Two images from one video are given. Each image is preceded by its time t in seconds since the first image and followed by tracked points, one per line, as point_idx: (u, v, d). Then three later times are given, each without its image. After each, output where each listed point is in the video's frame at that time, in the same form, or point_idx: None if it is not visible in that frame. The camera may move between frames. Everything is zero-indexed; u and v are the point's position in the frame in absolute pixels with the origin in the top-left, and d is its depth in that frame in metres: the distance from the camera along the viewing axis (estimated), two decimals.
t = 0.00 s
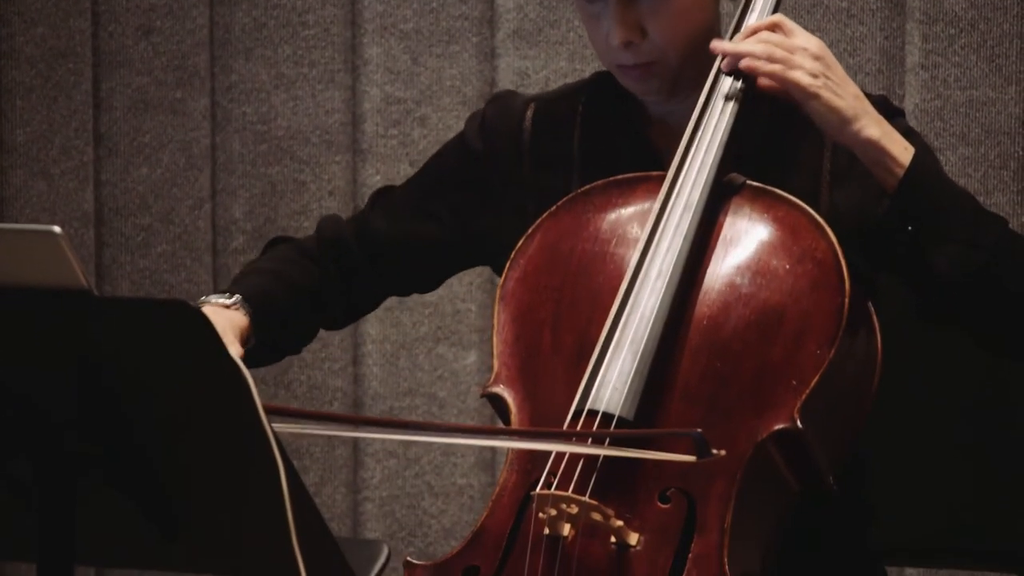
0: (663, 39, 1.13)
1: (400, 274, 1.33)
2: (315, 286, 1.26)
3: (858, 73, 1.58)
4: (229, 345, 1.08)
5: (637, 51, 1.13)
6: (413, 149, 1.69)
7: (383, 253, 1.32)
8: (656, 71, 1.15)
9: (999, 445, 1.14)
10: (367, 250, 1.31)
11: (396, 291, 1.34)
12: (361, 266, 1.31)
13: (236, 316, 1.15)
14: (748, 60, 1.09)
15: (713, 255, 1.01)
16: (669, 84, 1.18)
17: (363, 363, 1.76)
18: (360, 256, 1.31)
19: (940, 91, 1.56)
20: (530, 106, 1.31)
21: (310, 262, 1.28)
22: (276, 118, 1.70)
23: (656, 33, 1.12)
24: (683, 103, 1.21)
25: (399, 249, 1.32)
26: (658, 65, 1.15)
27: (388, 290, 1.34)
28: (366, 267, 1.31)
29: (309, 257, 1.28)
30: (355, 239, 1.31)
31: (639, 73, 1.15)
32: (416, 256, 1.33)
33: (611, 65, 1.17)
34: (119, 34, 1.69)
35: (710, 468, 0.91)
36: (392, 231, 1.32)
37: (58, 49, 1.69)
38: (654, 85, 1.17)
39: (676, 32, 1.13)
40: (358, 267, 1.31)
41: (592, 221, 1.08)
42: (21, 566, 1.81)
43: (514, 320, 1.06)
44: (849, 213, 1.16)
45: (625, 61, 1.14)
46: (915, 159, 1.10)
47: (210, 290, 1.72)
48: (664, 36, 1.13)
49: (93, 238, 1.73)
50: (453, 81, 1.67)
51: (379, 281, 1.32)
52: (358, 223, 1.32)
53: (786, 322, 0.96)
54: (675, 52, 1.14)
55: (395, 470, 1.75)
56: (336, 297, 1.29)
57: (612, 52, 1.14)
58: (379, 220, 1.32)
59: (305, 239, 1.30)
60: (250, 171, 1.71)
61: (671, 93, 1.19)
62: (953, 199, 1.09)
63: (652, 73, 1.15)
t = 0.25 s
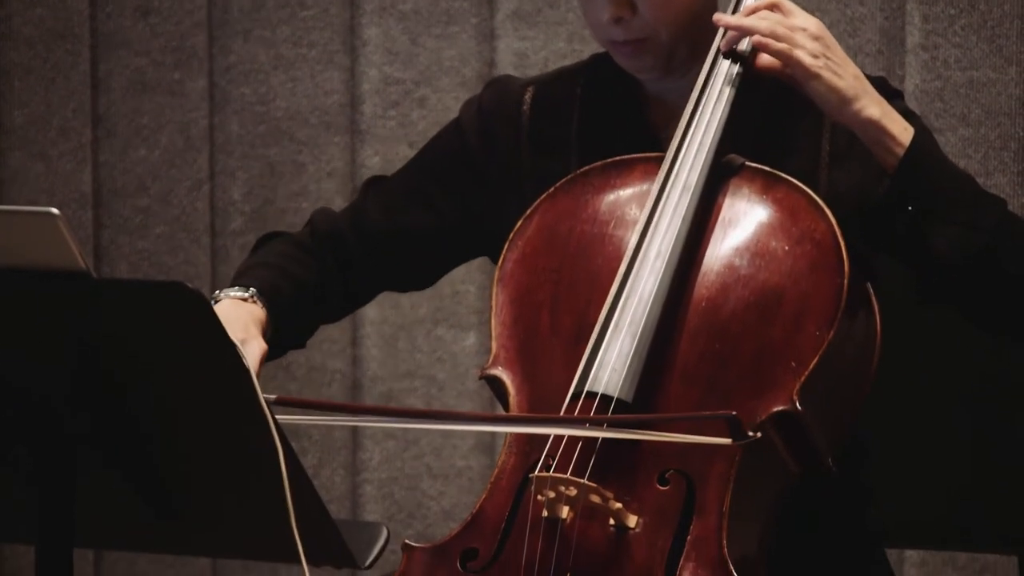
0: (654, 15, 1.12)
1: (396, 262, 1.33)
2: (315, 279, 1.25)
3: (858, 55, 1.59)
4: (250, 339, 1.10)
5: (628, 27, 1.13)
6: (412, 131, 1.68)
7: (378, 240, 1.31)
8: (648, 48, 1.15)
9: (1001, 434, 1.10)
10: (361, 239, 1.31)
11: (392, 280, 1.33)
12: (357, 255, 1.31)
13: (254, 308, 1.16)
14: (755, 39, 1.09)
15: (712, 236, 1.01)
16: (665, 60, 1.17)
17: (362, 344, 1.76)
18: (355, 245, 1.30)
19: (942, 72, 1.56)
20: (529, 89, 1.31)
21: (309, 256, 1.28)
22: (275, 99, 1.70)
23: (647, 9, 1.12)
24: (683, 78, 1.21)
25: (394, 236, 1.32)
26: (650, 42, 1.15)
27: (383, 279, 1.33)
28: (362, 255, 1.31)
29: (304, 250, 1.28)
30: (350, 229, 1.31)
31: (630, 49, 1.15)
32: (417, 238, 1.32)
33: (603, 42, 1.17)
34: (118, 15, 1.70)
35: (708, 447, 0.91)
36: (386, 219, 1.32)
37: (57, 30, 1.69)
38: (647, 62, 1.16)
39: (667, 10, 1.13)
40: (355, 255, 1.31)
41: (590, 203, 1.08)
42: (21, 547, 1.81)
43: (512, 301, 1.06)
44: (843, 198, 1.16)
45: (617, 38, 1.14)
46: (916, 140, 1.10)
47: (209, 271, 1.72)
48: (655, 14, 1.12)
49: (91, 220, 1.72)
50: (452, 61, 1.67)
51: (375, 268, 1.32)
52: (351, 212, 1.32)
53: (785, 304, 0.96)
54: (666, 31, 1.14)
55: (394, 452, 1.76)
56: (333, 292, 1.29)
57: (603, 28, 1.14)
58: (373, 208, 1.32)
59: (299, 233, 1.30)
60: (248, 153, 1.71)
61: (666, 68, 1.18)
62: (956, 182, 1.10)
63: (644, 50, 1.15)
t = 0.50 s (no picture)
0: None
1: (390, 253, 1.34)
2: (309, 270, 1.26)
3: (858, 39, 1.58)
4: (271, 337, 1.10)
5: (616, 4, 1.13)
6: (410, 115, 1.68)
7: (372, 231, 1.32)
8: (637, 26, 1.15)
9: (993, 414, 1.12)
10: (355, 232, 1.32)
11: (384, 273, 1.34)
12: (351, 246, 1.31)
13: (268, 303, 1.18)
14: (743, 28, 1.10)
15: (706, 220, 1.02)
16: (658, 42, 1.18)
17: (361, 328, 1.76)
18: (350, 237, 1.31)
19: (941, 56, 1.56)
20: (524, 75, 1.30)
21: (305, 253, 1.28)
22: (273, 83, 1.70)
23: None
24: (675, 58, 1.22)
25: (389, 228, 1.33)
26: (639, 20, 1.15)
27: (375, 273, 1.34)
28: (356, 247, 1.32)
29: (299, 245, 1.28)
30: (344, 221, 1.32)
31: (619, 26, 1.15)
32: (415, 225, 1.33)
33: (592, 19, 1.17)
34: None
35: (704, 432, 0.92)
36: (380, 211, 1.33)
37: (53, 14, 1.69)
38: (638, 41, 1.16)
39: None
40: (350, 244, 1.31)
41: (585, 187, 1.08)
42: (19, 532, 1.81)
43: (507, 286, 1.06)
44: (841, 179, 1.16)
45: (606, 15, 1.14)
46: (911, 123, 1.10)
47: (207, 256, 1.72)
48: None
49: (89, 205, 1.72)
50: (450, 45, 1.67)
51: (371, 258, 1.33)
52: (345, 204, 1.34)
53: (779, 288, 0.96)
54: (655, 7, 1.14)
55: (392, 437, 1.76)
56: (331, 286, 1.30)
57: (592, 4, 1.14)
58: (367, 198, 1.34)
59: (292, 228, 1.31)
60: (246, 137, 1.71)
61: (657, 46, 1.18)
62: (951, 164, 1.09)
63: (633, 27, 1.15)
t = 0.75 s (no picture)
0: None
1: (387, 251, 1.35)
2: (311, 271, 1.26)
3: (853, 28, 1.59)
4: (299, 335, 1.07)
5: None
6: (406, 103, 1.68)
7: (371, 229, 1.33)
8: (632, 9, 1.14)
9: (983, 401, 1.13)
10: (356, 231, 1.32)
11: (383, 272, 1.35)
12: (350, 245, 1.32)
13: (288, 299, 1.18)
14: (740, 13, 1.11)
15: (702, 209, 1.02)
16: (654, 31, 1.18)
17: (357, 318, 1.77)
18: (350, 236, 1.32)
19: (936, 44, 1.57)
20: (521, 63, 1.31)
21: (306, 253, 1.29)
22: (271, 72, 1.70)
23: None
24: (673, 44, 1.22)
25: (386, 223, 1.34)
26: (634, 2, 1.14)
27: (374, 273, 1.35)
28: (356, 247, 1.32)
29: (299, 243, 1.29)
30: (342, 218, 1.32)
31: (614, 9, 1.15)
32: (413, 221, 1.34)
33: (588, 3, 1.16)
34: None
35: (700, 419, 0.93)
36: (378, 209, 1.33)
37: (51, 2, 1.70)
38: (634, 24, 1.16)
39: None
40: (350, 240, 1.32)
41: (581, 176, 1.09)
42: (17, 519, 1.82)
43: (503, 275, 1.07)
44: (837, 165, 1.17)
45: None
46: (906, 112, 1.10)
47: (204, 244, 1.73)
48: None
49: (87, 193, 1.73)
50: (447, 34, 1.67)
51: (370, 256, 1.34)
52: (342, 201, 1.34)
53: (775, 277, 0.97)
54: None
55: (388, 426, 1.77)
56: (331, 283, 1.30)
57: None
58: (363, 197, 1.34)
59: (290, 227, 1.31)
60: (243, 125, 1.71)
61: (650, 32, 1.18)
62: (948, 154, 1.10)
63: (629, 10, 1.14)
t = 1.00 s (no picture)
0: None
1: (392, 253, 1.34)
2: (316, 270, 1.24)
3: (852, 18, 1.59)
4: (331, 330, 1.06)
5: None
6: (405, 93, 1.69)
7: (376, 228, 1.32)
8: None
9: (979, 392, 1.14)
10: (358, 231, 1.31)
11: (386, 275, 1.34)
12: (354, 246, 1.31)
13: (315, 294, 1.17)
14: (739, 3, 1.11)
15: (700, 199, 1.03)
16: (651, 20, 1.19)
17: (357, 309, 1.78)
18: (352, 235, 1.30)
19: (934, 34, 1.58)
20: (519, 55, 1.32)
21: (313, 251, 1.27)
22: (269, 63, 1.70)
23: None
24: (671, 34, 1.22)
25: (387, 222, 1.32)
26: None
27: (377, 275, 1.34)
28: (359, 249, 1.31)
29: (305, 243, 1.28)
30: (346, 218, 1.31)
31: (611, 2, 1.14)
32: (412, 220, 1.33)
33: None
34: None
35: (698, 410, 0.93)
36: (378, 205, 1.32)
37: None
38: (632, 14, 1.16)
39: None
40: (355, 239, 1.31)
41: (579, 165, 1.09)
42: (16, 509, 1.83)
43: (502, 265, 1.07)
44: (833, 157, 1.18)
45: None
46: (903, 102, 1.11)
47: (204, 235, 1.73)
48: None
49: (86, 183, 1.73)
50: (445, 24, 1.67)
51: (375, 254, 1.32)
52: (344, 200, 1.33)
53: (774, 266, 0.98)
54: None
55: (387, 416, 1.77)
56: (337, 283, 1.28)
57: None
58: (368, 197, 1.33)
59: (292, 229, 1.30)
60: (242, 116, 1.71)
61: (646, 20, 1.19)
62: (945, 148, 1.10)
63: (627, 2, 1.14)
